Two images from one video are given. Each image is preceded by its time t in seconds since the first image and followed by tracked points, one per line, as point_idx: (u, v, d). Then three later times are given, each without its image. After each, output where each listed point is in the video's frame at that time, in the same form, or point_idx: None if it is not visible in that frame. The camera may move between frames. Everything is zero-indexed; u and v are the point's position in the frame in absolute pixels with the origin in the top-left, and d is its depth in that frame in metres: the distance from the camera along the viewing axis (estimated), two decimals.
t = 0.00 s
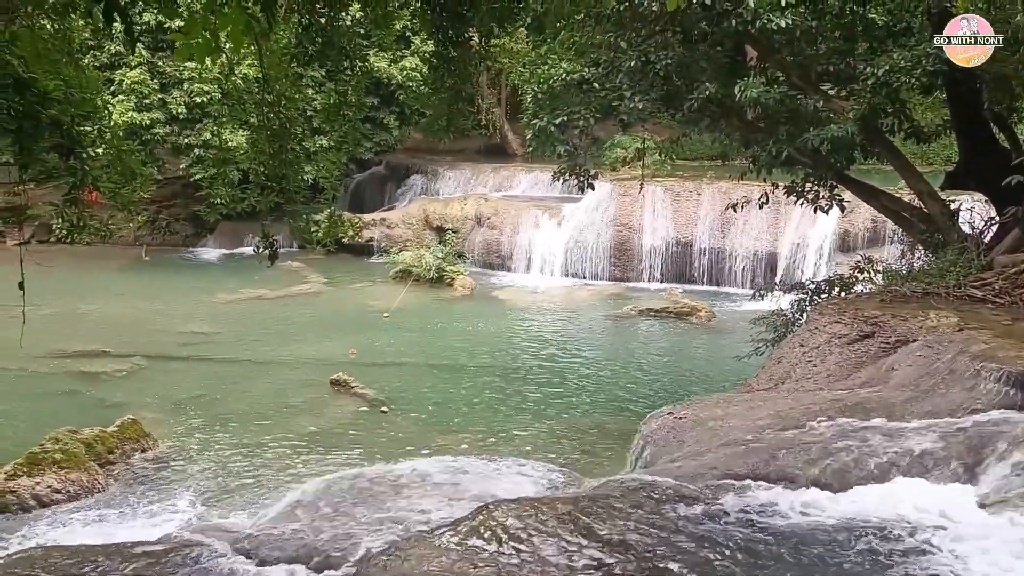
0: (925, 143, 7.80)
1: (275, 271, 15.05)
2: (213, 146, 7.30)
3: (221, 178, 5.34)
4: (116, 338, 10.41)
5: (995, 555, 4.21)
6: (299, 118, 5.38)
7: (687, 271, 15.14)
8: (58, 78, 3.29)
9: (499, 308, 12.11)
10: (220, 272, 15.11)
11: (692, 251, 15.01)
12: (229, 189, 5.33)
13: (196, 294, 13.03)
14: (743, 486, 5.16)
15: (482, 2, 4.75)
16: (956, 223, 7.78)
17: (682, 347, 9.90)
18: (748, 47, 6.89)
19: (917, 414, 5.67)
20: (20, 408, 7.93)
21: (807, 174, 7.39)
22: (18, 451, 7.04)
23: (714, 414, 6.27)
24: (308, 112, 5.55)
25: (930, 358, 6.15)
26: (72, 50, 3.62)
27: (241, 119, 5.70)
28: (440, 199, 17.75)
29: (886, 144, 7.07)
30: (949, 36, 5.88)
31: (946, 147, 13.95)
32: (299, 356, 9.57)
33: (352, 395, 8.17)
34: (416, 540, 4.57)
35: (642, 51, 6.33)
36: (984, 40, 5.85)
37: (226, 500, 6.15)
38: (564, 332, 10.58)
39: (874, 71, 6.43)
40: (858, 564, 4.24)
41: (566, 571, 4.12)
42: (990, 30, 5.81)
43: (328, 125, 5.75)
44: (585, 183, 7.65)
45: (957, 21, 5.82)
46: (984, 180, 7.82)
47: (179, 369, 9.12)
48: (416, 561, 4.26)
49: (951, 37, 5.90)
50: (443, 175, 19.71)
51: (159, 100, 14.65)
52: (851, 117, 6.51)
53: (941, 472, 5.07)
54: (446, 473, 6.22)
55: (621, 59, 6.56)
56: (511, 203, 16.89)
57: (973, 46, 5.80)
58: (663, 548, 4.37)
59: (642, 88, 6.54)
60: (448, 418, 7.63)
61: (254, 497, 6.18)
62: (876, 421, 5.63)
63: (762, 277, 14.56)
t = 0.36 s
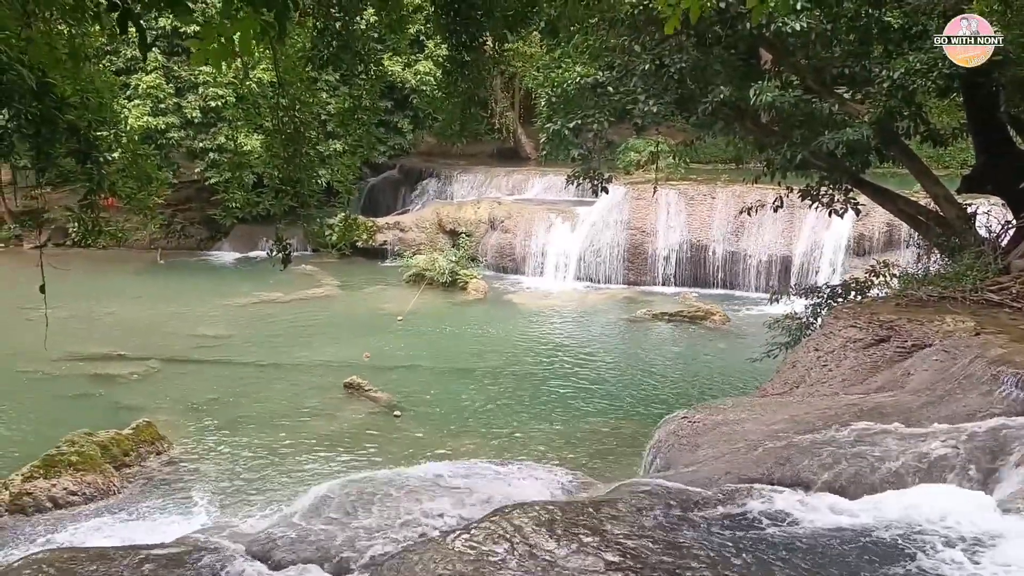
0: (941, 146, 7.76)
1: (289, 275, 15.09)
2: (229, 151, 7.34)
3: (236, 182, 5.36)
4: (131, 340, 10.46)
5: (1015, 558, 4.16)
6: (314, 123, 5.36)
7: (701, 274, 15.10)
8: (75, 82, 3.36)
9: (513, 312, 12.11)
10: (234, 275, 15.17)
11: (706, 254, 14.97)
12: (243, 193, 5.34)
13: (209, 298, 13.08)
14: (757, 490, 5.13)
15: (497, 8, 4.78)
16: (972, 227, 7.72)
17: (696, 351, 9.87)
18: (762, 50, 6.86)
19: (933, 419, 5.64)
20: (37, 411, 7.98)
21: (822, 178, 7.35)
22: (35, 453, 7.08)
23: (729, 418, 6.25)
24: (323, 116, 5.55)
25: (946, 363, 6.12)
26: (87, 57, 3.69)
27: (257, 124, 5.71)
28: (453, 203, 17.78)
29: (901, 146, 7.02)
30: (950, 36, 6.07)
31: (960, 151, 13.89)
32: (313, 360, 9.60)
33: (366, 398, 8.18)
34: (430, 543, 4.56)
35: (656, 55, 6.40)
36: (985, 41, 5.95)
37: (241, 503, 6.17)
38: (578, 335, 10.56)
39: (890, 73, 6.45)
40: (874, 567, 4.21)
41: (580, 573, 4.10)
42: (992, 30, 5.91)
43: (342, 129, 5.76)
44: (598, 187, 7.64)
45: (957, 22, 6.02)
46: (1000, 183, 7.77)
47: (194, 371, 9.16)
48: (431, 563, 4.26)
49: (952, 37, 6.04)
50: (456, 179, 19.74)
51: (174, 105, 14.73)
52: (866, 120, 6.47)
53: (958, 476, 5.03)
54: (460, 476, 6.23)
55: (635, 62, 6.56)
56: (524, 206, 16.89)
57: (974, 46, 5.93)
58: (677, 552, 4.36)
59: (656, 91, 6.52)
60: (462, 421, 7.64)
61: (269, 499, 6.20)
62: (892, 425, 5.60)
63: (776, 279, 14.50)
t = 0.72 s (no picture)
0: (946, 146, 7.74)
1: (293, 275, 15.11)
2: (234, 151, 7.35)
3: (241, 182, 5.36)
4: (136, 341, 10.47)
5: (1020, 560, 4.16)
6: (318, 123, 5.34)
7: (706, 274, 15.09)
8: (81, 84, 3.35)
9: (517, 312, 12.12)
10: (239, 275, 15.20)
11: (711, 254, 14.95)
12: (247, 193, 5.35)
13: (214, 298, 13.10)
14: (761, 490, 5.13)
15: (501, 9, 4.75)
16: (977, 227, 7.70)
17: (701, 351, 9.87)
18: (768, 49, 6.86)
19: (938, 419, 5.62)
20: (42, 411, 8.00)
21: (826, 178, 7.33)
22: (40, 452, 7.10)
23: (733, 418, 6.24)
24: (327, 117, 5.54)
25: (951, 363, 6.12)
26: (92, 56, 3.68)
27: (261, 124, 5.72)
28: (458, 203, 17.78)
29: (906, 146, 7.01)
30: (951, 37, 6.11)
31: (966, 152, 13.88)
32: (317, 360, 9.61)
33: (370, 398, 8.18)
34: (434, 543, 4.55)
35: (660, 55, 6.38)
36: (984, 40, 5.97)
37: (246, 502, 6.18)
38: (583, 336, 10.57)
39: (895, 73, 6.50)
40: (878, 569, 4.21)
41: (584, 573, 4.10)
42: (991, 31, 5.97)
43: (346, 129, 5.76)
44: (602, 186, 7.63)
45: (958, 22, 6.08)
46: (1006, 182, 7.75)
47: (198, 372, 9.17)
48: (435, 563, 4.26)
49: (952, 38, 6.09)
50: (460, 179, 19.76)
51: (179, 105, 14.76)
52: (871, 120, 6.43)
53: (964, 477, 5.01)
54: (463, 476, 6.23)
55: (639, 62, 6.55)
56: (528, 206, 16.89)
57: (973, 46, 5.95)
58: (681, 552, 4.35)
59: (660, 91, 6.52)
60: (466, 421, 7.64)
61: (273, 499, 6.21)
62: (897, 425, 5.59)
63: (781, 279, 14.49)
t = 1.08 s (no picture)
0: (958, 145, 7.71)
1: (304, 274, 15.15)
2: (246, 149, 7.37)
3: (252, 181, 5.37)
4: (146, 339, 10.51)
5: None
6: (330, 122, 5.35)
7: (716, 274, 15.06)
8: (92, 83, 3.36)
9: (527, 311, 12.13)
10: (249, 274, 15.23)
11: (720, 254, 14.93)
12: (258, 192, 5.37)
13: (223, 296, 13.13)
14: (773, 489, 5.12)
15: (512, 7, 4.80)
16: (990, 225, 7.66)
17: (711, 350, 9.85)
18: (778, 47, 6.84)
19: (950, 419, 5.60)
20: (55, 409, 8.04)
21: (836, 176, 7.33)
22: (52, 450, 7.14)
23: (744, 417, 6.24)
24: (338, 116, 5.55)
25: (963, 363, 6.10)
26: (106, 55, 3.70)
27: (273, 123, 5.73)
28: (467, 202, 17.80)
29: (917, 145, 6.99)
30: (950, 36, 6.01)
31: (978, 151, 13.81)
32: (328, 358, 9.63)
33: (380, 397, 8.20)
34: (444, 542, 4.55)
35: (671, 54, 6.40)
36: (985, 40, 5.88)
37: (256, 500, 6.20)
38: (592, 334, 10.57)
39: (906, 72, 6.47)
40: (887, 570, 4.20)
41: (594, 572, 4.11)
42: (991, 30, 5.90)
43: (357, 128, 5.77)
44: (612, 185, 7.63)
45: (957, 22, 5.99)
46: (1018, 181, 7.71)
47: (209, 370, 9.20)
48: (446, 561, 4.27)
49: (952, 37, 6.01)
50: (469, 179, 19.77)
51: (190, 104, 14.81)
52: (882, 118, 6.45)
53: (976, 477, 4.99)
54: (473, 475, 6.25)
55: (649, 61, 6.56)
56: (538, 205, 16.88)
57: (973, 46, 5.86)
58: (692, 551, 4.35)
59: (670, 90, 6.52)
60: (476, 420, 7.65)
61: (284, 497, 6.24)
62: (908, 425, 5.57)
63: (791, 279, 14.46)
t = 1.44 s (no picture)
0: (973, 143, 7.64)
1: (315, 271, 15.18)
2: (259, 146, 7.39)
3: (264, 178, 5.38)
4: (159, 336, 10.55)
5: None
6: (342, 119, 5.34)
7: (728, 271, 15.02)
8: (105, 80, 3.36)
9: (538, 309, 12.12)
10: (260, 271, 15.27)
11: (732, 251, 14.89)
12: (270, 189, 5.37)
13: (235, 293, 13.17)
14: (785, 489, 5.08)
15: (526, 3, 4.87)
16: (1005, 223, 7.59)
17: (723, 348, 9.82)
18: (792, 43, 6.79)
19: (965, 418, 5.56)
20: (68, 405, 8.08)
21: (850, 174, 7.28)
22: (66, 446, 7.17)
23: (756, 416, 6.21)
24: (350, 114, 5.55)
25: (978, 361, 6.07)
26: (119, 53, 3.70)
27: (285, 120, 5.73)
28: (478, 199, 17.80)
29: (932, 142, 6.94)
30: (950, 36, 6.11)
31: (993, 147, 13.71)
32: (340, 355, 9.64)
33: (392, 394, 8.21)
34: (455, 540, 4.54)
35: (683, 50, 6.35)
36: (985, 41, 6.01)
37: (268, 497, 6.21)
38: (604, 332, 10.56)
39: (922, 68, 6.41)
40: (902, 570, 4.17)
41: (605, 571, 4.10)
42: (990, 31, 6.04)
43: (370, 125, 5.77)
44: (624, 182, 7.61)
45: (958, 22, 6.09)
46: None
47: (221, 367, 9.22)
48: (457, 558, 4.26)
49: (952, 37, 6.11)
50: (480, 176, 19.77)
51: (202, 101, 14.86)
52: (896, 115, 6.42)
53: (991, 478, 4.94)
54: (485, 472, 6.24)
55: (662, 58, 6.54)
56: (549, 203, 16.86)
57: (974, 46, 5.99)
58: (704, 550, 4.33)
59: (683, 87, 6.49)
60: (488, 417, 7.65)
61: (295, 494, 6.24)
62: (922, 424, 5.53)
63: (804, 277, 14.41)
